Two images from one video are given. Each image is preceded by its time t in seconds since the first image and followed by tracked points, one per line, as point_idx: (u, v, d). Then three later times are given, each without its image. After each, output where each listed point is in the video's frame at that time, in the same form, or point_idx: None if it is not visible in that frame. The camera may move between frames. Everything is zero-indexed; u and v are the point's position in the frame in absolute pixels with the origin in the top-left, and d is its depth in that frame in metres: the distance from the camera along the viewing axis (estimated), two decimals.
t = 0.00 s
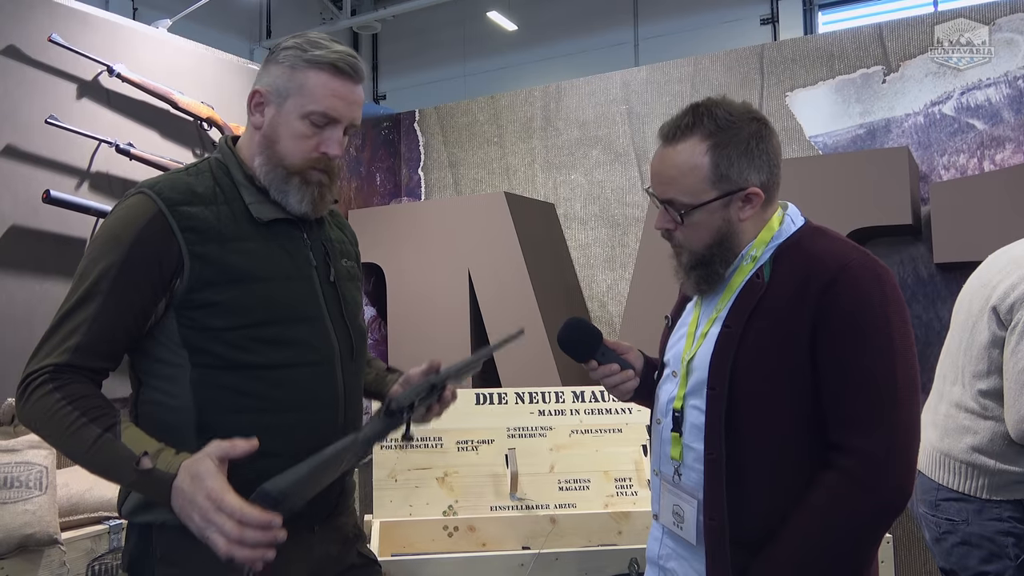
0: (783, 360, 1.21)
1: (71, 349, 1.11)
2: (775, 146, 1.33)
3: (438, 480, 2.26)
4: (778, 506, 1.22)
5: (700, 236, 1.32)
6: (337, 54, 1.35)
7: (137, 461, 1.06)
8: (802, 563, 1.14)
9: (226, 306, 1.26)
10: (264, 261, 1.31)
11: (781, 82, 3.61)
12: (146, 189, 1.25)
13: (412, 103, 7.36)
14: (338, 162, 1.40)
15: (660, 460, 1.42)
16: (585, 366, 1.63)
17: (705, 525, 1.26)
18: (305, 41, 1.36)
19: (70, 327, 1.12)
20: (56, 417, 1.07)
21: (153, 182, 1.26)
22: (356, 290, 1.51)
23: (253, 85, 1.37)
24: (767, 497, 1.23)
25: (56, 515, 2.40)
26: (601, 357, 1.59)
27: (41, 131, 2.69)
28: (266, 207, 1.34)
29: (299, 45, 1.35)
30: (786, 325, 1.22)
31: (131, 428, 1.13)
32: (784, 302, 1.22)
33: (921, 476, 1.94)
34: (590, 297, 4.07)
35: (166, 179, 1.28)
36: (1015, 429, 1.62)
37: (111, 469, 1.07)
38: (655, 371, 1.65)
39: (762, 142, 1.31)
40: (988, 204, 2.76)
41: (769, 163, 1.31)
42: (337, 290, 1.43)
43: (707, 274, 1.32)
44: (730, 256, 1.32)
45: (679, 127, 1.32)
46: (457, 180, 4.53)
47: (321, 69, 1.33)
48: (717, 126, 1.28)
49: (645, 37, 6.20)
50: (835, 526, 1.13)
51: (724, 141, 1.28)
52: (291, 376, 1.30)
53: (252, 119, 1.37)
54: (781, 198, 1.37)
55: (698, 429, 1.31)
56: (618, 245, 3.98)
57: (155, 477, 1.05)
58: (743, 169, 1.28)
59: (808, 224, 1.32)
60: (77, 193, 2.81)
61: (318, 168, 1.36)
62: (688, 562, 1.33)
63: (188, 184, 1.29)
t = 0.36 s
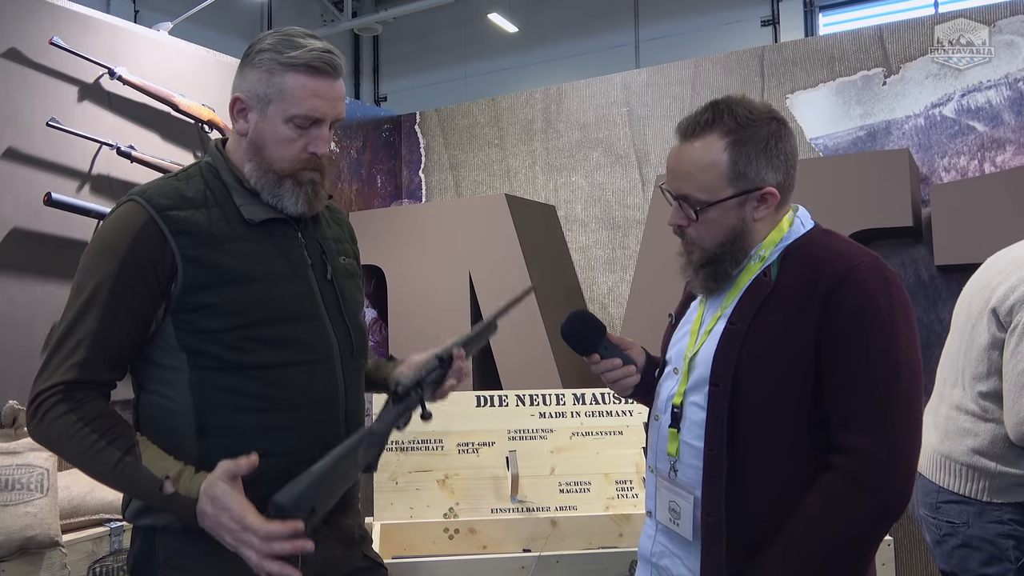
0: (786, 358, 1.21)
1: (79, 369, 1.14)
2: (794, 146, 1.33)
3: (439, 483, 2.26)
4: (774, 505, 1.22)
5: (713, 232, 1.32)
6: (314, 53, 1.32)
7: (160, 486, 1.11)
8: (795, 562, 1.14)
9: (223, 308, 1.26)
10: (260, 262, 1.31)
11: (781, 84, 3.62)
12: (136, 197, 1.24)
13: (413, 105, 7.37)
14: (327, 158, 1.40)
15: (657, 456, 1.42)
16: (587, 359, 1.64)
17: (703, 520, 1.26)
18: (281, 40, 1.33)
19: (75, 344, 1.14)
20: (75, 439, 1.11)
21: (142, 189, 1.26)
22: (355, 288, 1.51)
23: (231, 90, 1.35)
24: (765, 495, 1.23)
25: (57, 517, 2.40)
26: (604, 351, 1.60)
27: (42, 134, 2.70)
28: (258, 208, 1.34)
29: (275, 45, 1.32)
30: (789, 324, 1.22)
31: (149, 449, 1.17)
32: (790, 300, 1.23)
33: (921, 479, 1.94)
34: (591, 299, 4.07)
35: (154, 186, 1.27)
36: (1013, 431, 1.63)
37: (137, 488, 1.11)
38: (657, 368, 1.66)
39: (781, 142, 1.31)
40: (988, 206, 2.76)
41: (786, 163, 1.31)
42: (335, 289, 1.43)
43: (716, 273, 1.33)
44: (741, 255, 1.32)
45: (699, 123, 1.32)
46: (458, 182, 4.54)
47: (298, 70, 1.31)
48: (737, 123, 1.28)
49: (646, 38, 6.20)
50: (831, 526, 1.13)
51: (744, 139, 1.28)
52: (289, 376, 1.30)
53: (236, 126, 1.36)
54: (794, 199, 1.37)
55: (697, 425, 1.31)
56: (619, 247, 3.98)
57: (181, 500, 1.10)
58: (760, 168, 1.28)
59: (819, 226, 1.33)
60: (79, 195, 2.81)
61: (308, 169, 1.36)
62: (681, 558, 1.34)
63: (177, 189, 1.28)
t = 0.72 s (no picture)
0: (788, 354, 1.21)
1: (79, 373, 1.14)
2: (807, 144, 1.33)
3: (440, 483, 2.26)
4: (769, 500, 1.22)
5: (725, 229, 1.32)
6: (315, 52, 1.31)
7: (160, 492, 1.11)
8: (787, 557, 1.15)
9: (222, 308, 1.26)
10: (258, 263, 1.30)
11: (783, 85, 3.62)
12: (133, 201, 1.24)
13: (414, 106, 7.37)
14: (329, 159, 1.40)
15: (655, 449, 1.42)
16: (593, 350, 1.65)
17: (700, 514, 1.27)
18: (281, 41, 1.32)
19: (75, 346, 1.14)
20: (74, 444, 1.11)
21: (138, 192, 1.26)
22: (355, 286, 1.51)
23: (232, 93, 1.34)
24: (762, 493, 1.23)
25: (58, 518, 2.40)
26: (610, 341, 1.61)
27: (44, 134, 2.70)
28: (255, 210, 1.33)
29: (275, 45, 1.32)
30: (792, 322, 1.22)
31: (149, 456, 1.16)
32: (794, 295, 1.23)
33: (922, 479, 1.94)
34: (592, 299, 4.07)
35: (151, 188, 1.27)
36: (997, 422, 1.65)
37: (137, 495, 1.11)
38: (663, 362, 1.65)
39: (794, 139, 1.31)
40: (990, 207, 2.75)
41: (799, 160, 1.30)
42: (335, 288, 1.43)
43: (727, 270, 1.33)
44: (752, 253, 1.32)
45: (711, 120, 1.32)
46: (459, 183, 4.54)
47: (298, 71, 1.30)
48: (749, 120, 1.29)
49: (647, 39, 6.20)
50: (826, 524, 1.13)
51: (755, 135, 1.28)
52: (289, 376, 1.29)
53: (236, 129, 1.35)
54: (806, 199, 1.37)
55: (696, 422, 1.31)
56: (621, 247, 3.99)
57: (181, 507, 1.10)
58: (772, 164, 1.28)
59: (830, 227, 1.32)
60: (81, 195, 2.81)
61: (310, 170, 1.35)
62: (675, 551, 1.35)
63: (175, 191, 1.28)
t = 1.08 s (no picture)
0: (789, 352, 1.21)
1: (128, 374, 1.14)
2: (806, 143, 1.33)
3: (441, 484, 2.26)
4: (770, 500, 1.22)
5: (726, 229, 1.32)
6: (308, 53, 1.30)
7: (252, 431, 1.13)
8: (788, 555, 1.15)
9: (223, 308, 1.26)
10: (258, 264, 1.30)
11: (783, 85, 3.62)
12: (132, 203, 1.25)
13: (414, 106, 7.38)
14: (324, 160, 1.38)
15: (658, 449, 1.43)
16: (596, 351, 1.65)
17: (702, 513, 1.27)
18: (274, 41, 1.31)
19: (120, 350, 1.15)
20: (147, 428, 1.11)
21: (137, 195, 1.26)
22: (356, 286, 1.50)
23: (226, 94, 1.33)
24: (763, 493, 1.23)
25: (59, 518, 2.40)
26: (614, 341, 1.61)
27: (45, 135, 2.70)
28: (251, 211, 1.33)
29: (268, 46, 1.30)
30: (791, 322, 1.22)
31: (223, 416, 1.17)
32: (795, 294, 1.23)
33: (922, 479, 1.94)
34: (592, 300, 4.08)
35: (149, 191, 1.27)
36: (989, 419, 1.66)
37: (227, 450, 1.12)
38: (667, 361, 1.65)
39: (793, 138, 1.31)
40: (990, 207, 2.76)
41: (798, 159, 1.30)
42: (335, 288, 1.42)
43: (729, 271, 1.33)
44: (752, 253, 1.32)
45: (709, 121, 1.33)
46: (460, 183, 4.54)
47: (292, 72, 1.29)
48: (747, 119, 1.29)
49: (648, 40, 6.20)
50: (825, 523, 1.13)
51: (753, 135, 1.28)
52: (289, 377, 1.29)
53: (230, 130, 1.35)
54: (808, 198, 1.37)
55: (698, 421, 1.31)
56: (621, 248, 3.99)
57: (280, 439, 1.13)
58: (771, 164, 1.28)
59: (832, 225, 1.31)
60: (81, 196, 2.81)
61: (304, 171, 1.35)
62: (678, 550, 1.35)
63: (174, 193, 1.28)
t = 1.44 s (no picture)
0: (786, 358, 1.21)
1: (178, 372, 1.17)
2: (803, 146, 1.33)
3: (443, 485, 2.26)
4: (770, 507, 1.22)
5: (721, 233, 1.32)
6: (304, 56, 1.29)
7: (317, 433, 1.19)
8: (789, 563, 1.14)
9: (224, 311, 1.26)
10: (258, 267, 1.30)
11: (785, 87, 3.62)
12: (134, 206, 1.24)
13: (415, 107, 7.38)
14: (321, 162, 1.38)
15: (659, 454, 1.43)
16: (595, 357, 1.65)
17: (702, 519, 1.27)
18: (270, 43, 1.30)
19: (167, 351, 1.17)
20: (218, 428, 1.14)
21: (139, 198, 1.26)
22: (357, 287, 1.50)
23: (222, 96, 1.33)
24: (763, 498, 1.23)
25: (61, 518, 2.40)
26: (612, 349, 1.62)
27: (47, 135, 2.70)
28: (250, 215, 1.32)
29: (264, 48, 1.29)
30: (789, 324, 1.22)
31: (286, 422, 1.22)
32: (791, 300, 1.23)
33: (923, 481, 1.94)
34: (593, 301, 4.08)
35: (151, 194, 1.27)
36: (993, 422, 1.66)
37: (292, 450, 1.17)
38: (665, 367, 1.66)
39: (790, 142, 1.31)
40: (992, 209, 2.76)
41: (794, 163, 1.31)
42: (336, 290, 1.42)
43: (724, 273, 1.33)
44: (747, 256, 1.32)
45: (706, 123, 1.32)
46: (461, 184, 4.54)
47: (287, 75, 1.28)
48: (744, 123, 1.29)
49: (649, 41, 6.20)
50: (824, 529, 1.13)
51: (751, 138, 1.28)
52: (289, 380, 1.30)
53: (228, 132, 1.35)
54: (804, 200, 1.37)
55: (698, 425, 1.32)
56: (623, 249, 3.99)
57: (339, 442, 1.20)
58: (768, 167, 1.28)
59: (827, 228, 1.32)
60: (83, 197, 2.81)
61: (302, 174, 1.34)
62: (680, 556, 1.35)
63: (175, 196, 1.28)
